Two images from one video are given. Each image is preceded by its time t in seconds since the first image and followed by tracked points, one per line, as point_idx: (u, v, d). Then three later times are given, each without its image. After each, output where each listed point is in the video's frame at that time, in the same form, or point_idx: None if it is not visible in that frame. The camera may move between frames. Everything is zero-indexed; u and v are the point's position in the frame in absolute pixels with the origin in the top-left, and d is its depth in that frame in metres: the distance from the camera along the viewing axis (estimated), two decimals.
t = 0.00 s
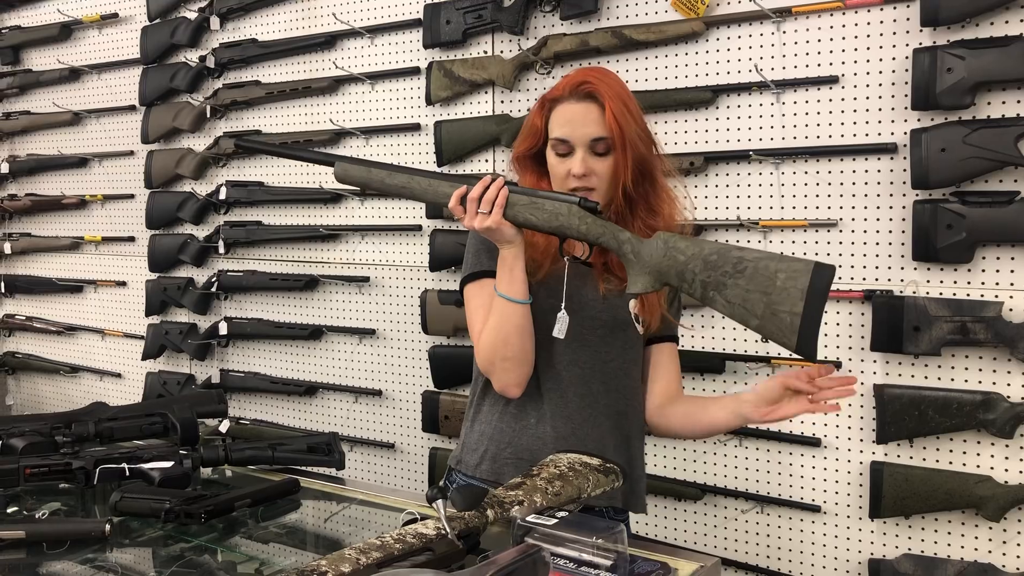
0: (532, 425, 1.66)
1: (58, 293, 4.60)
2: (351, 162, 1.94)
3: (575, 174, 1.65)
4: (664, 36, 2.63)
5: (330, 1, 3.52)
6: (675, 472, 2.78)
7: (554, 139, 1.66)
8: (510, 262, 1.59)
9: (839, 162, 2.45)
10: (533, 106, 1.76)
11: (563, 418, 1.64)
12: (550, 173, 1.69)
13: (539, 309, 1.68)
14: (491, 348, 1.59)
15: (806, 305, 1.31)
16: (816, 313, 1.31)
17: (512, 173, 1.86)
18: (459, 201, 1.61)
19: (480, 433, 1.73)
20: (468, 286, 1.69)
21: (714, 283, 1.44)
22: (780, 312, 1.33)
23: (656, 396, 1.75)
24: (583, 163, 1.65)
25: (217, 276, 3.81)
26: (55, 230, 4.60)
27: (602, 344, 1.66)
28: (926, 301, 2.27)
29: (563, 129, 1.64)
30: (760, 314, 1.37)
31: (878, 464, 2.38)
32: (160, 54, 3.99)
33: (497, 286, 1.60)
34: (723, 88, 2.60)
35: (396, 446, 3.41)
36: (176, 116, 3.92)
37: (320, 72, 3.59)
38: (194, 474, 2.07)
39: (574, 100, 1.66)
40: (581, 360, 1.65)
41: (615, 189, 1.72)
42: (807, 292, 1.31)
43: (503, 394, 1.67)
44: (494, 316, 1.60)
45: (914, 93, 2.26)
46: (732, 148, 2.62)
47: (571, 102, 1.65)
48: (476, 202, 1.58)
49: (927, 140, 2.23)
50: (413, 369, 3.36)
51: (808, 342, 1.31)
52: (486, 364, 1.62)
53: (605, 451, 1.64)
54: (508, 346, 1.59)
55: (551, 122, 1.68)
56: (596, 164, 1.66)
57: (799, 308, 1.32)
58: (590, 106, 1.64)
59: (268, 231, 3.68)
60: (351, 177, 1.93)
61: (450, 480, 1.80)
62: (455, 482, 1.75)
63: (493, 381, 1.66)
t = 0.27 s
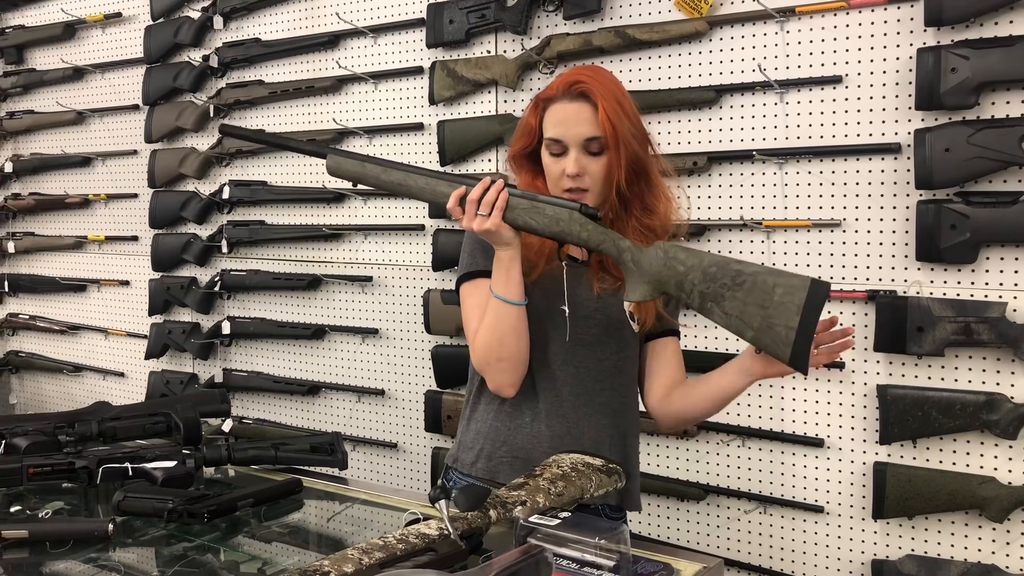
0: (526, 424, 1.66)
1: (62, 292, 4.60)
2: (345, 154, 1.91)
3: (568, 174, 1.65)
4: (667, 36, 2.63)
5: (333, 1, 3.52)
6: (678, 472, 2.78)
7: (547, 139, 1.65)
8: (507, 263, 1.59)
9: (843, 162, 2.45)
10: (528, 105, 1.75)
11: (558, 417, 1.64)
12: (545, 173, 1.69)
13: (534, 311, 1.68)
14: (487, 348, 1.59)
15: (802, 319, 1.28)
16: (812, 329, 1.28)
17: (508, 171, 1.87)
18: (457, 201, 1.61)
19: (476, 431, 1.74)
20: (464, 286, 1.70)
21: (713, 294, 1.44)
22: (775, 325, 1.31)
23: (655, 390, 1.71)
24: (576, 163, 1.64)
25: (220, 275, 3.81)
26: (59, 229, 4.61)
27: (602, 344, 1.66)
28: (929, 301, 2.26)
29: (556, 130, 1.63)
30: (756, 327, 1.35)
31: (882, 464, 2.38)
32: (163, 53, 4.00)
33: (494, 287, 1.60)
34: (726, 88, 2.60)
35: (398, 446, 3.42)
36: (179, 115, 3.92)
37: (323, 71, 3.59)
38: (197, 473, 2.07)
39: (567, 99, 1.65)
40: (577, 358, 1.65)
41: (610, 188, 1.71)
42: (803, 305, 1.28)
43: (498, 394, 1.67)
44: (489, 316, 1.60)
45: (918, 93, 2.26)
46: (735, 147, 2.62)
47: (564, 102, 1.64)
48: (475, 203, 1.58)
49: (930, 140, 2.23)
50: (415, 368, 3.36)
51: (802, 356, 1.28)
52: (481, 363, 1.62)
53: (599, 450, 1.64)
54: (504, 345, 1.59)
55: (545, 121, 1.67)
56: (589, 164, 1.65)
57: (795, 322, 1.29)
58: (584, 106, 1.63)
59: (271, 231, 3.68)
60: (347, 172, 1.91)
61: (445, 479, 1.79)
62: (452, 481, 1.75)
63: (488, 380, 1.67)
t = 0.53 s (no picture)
0: (523, 423, 1.67)
1: (64, 292, 4.61)
2: (343, 148, 1.89)
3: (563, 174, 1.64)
4: (669, 35, 2.63)
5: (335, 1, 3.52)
6: (680, 472, 2.78)
7: (543, 139, 1.65)
8: (508, 266, 1.61)
9: (845, 161, 2.45)
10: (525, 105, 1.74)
11: (554, 417, 1.65)
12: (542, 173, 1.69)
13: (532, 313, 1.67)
14: (486, 349, 1.60)
15: (801, 335, 1.38)
16: (809, 345, 1.38)
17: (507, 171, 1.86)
18: (460, 204, 1.63)
19: (474, 430, 1.74)
20: (462, 286, 1.70)
21: (713, 307, 1.48)
22: (774, 341, 1.40)
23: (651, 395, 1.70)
24: (573, 163, 1.63)
25: (221, 275, 3.81)
26: (61, 229, 4.61)
27: (601, 345, 1.63)
28: (932, 300, 2.25)
29: (552, 129, 1.62)
30: (755, 341, 1.43)
31: (884, 464, 2.38)
32: (164, 53, 4.00)
33: (494, 289, 1.62)
34: (728, 87, 2.59)
35: (400, 446, 3.42)
36: (180, 115, 3.93)
37: (324, 71, 3.58)
38: (198, 474, 2.07)
39: (562, 99, 1.63)
40: (574, 358, 1.64)
41: (607, 188, 1.68)
42: (802, 323, 1.37)
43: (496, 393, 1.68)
44: (488, 317, 1.61)
45: (920, 92, 2.25)
46: (737, 147, 2.62)
47: (560, 102, 1.63)
48: (477, 207, 1.60)
49: (933, 139, 2.22)
50: (416, 368, 3.36)
51: (799, 369, 1.37)
52: (480, 363, 1.63)
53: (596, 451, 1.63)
54: (502, 347, 1.60)
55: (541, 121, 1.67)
56: (585, 163, 1.63)
57: (793, 339, 1.38)
58: (579, 105, 1.61)
59: (273, 231, 3.68)
60: (344, 169, 1.89)
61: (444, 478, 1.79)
62: (450, 480, 1.75)
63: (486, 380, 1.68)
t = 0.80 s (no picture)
0: (524, 424, 1.66)
1: (67, 293, 4.62)
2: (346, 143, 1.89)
3: (564, 176, 1.65)
4: (670, 34, 2.63)
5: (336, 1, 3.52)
6: (683, 472, 2.77)
7: (542, 141, 1.65)
8: (510, 266, 1.59)
9: (848, 161, 2.44)
10: (521, 105, 1.75)
11: (555, 416, 1.65)
12: (540, 174, 1.69)
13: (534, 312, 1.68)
14: (488, 350, 1.59)
15: (800, 346, 1.43)
16: (807, 356, 1.44)
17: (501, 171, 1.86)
18: (463, 204, 1.59)
19: (474, 430, 1.74)
20: (462, 285, 1.70)
21: (715, 315, 1.53)
22: (774, 351, 1.45)
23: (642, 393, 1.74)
24: (572, 165, 1.64)
25: (224, 276, 3.82)
26: (64, 230, 4.62)
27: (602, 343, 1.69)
28: (935, 300, 2.25)
29: (551, 132, 1.63)
30: (755, 350, 1.48)
31: (888, 464, 2.37)
32: (167, 54, 4.01)
33: (496, 289, 1.60)
34: (730, 86, 2.59)
35: (402, 446, 3.42)
36: (183, 116, 3.94)
37: (326, 72, 3.59)
38: (200, 474, 2.07)
39: (561, 101, 1.65)
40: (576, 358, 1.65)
41: (605, 189, 1.71)
42: (803, 334, 1.43)
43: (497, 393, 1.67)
44: (491, 317, 1.60)
45: (923, 91, 2.24)
46: (739, 146, 2.61)
47: (559, 103, 1.65)
48: (482, 208, 1.56)
49: (936, 138, 2.21)
50: (418, 369, 3.36)
51: (797, 378, 1.44)
52: (482, 363, 1.62)
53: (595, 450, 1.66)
54: (507, 347, 1.58)
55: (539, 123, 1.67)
56: (585, 165, 1.65)
57: (792, 348, 1.44)
58: (579, 108, 1.63)
59: (275, 231, 3.69)
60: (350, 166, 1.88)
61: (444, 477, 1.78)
62: (450, 479, 1.75)
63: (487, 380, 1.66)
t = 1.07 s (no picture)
0: (526, 424, 1.66)
1: (70, 294, 4.63)
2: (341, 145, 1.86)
3: (566, 176, 1.64)
4: (673, 35, 2.63)
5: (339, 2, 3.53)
6: (686, 473, 2.77)
7: (543, 141, 1.65)
8: (510, 266, 1.59)
9: (851, 162, 2.44)
10: (521, 106, 1.75)
11: (557, 416, 1.65)
12: (541, 174, 1.69)
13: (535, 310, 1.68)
14: (489, 350, 1.59)
15: (802, 341, 1.45)
16: (809, 351, 1.46)
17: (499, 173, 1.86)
18: (461, 205, 1.59)
19: (475, 431, 1.73)
20: (462, 285, 1.70)
21: (716, 312, 1.53)
22: (777, 346, 1.47)
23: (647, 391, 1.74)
24: (574, 164, 1.64)
25: (227, 277, 3.83)
26: (67, 231, 4.63)
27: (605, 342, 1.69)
28: (938, 301, 2.25)
29: (552, 132, 1.64)
30: (757, 346, 1.49)
31: (891, 465, 2.36)
32: (170, 55, 4.02)
33: (497, 289, 1.60)
34: (733, 87, 2.59)
35: (405, 447, 3.42)
36: (186, 117, 3.94)
37: (329, 73, 3.59)
38: (202, 475, 2.08)
39: (562, 101, 1.65)
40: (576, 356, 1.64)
41: (607, 188, 1.71)
42: (804, 330, 1.45)
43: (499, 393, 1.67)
44: (492, 317, 1.60)
45: (926, 92, 2.24)
46: (742, 147, 2.61)
47: (560, 103, 1.65)
48: (480, 209, 1.56)
49: (939, 139, 2.21)
50: (421, 370, 3.36)
51: (799, 373, 1.46)
52: (484, 364, 1.61)
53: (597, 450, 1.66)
54: (507, 346, 1.58)
55: (539, 123, 1.67)
56: (587, 165, 1.65)
57: (794, 344, 1.46)
58: (580, 107, 1.63)
59: (278, 232, 3.69)
60: (348, 165, 1.85)
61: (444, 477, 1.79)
62: (451, 481, 1.74)
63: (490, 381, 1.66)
